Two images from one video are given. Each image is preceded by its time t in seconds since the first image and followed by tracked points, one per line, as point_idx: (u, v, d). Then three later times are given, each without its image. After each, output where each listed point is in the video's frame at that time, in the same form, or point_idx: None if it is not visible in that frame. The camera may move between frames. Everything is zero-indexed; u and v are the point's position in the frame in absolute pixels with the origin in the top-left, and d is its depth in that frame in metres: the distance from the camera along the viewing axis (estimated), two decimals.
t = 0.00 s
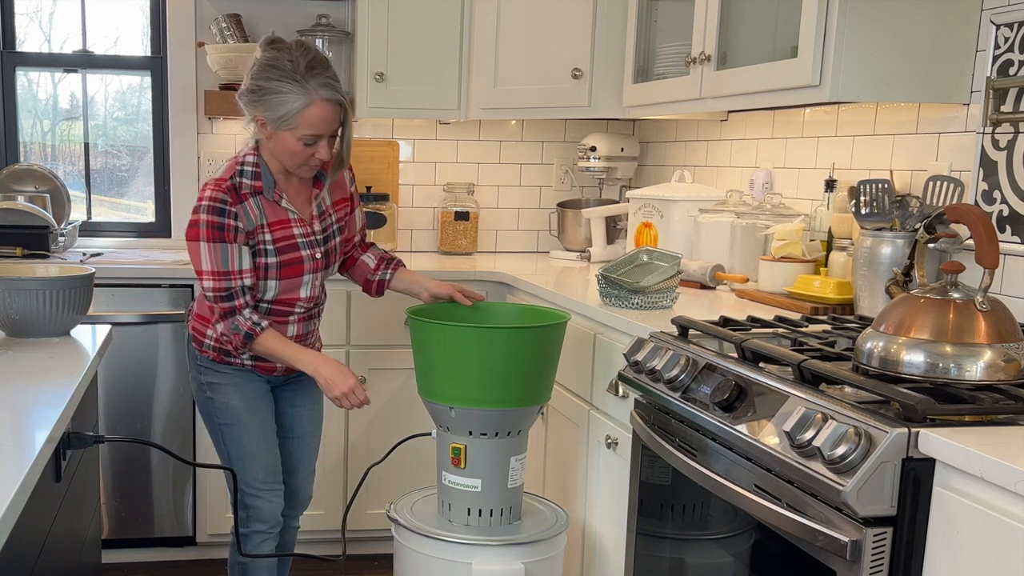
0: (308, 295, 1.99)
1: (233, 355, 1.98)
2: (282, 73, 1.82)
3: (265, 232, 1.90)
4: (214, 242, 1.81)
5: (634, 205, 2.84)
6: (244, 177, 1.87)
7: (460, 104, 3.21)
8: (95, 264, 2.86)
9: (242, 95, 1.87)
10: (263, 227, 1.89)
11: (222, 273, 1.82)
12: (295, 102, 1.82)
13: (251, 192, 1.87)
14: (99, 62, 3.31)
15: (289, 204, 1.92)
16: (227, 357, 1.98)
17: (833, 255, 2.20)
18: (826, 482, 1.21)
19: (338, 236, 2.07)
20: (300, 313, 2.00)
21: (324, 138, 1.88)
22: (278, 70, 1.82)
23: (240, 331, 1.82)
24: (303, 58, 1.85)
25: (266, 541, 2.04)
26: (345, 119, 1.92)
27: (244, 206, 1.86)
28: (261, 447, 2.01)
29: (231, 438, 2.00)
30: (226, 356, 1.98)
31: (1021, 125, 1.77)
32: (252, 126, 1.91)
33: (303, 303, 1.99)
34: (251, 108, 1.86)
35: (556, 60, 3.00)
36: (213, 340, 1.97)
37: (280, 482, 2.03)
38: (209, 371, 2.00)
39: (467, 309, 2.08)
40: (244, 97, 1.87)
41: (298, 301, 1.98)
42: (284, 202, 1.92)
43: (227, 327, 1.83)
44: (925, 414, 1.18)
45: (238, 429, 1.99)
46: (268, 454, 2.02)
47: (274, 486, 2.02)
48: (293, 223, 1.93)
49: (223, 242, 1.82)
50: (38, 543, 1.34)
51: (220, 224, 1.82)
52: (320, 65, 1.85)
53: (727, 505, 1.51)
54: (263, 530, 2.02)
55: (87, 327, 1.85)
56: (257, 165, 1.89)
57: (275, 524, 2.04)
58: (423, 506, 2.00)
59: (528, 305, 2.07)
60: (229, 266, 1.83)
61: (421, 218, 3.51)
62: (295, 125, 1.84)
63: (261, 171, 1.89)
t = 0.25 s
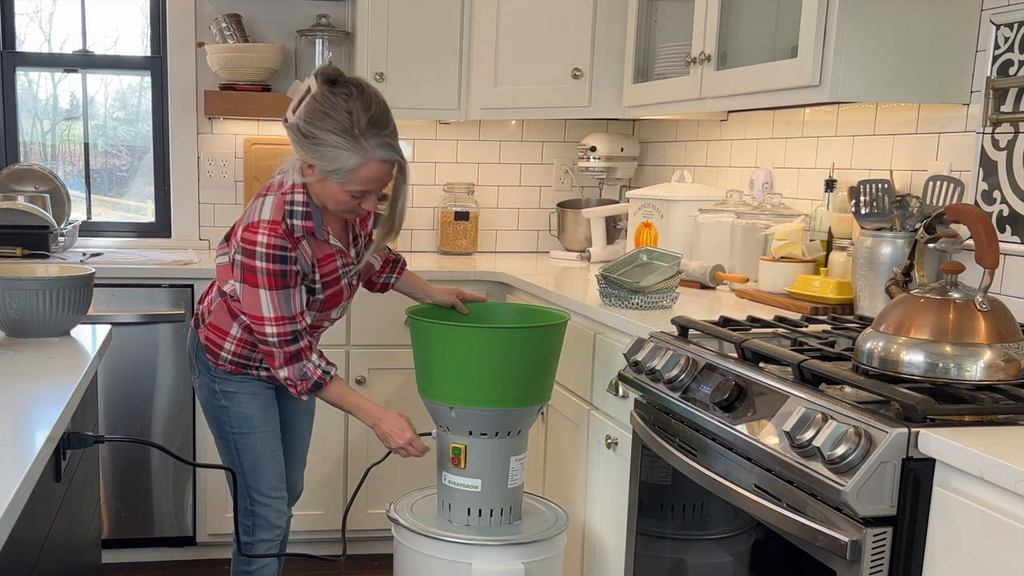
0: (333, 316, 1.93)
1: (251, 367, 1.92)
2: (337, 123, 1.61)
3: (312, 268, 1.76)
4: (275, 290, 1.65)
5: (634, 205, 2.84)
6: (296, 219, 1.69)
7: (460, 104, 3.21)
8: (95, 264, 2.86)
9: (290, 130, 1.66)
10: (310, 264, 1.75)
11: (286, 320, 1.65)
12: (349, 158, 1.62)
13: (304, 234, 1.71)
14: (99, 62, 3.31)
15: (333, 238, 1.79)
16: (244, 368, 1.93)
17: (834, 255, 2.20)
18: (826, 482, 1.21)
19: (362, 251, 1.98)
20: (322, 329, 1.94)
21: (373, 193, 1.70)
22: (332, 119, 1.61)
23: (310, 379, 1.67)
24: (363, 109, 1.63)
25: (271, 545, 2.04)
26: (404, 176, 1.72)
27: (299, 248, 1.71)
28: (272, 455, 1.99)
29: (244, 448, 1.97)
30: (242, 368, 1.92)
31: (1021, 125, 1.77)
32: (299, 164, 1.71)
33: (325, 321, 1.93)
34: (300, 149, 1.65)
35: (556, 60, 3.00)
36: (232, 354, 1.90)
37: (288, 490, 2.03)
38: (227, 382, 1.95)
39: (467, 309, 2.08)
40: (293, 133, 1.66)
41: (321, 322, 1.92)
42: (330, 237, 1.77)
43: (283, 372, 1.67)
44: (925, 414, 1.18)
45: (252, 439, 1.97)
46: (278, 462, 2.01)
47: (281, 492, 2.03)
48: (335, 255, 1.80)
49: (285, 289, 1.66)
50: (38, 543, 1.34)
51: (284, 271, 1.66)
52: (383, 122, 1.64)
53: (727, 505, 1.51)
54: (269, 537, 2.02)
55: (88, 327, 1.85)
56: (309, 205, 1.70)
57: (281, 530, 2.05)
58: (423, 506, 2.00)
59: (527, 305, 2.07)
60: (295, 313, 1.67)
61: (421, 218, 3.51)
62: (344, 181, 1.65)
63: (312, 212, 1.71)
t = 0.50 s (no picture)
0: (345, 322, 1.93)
1: (261, 372, 1.92)
2: (374, 152, 1.62)
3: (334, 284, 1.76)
4: (304, 311, 1.65)
5: (634, 205, 2.84)
6: (324, 241, 1.68)
7: (460, 104, 3.21)
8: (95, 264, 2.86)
9: (322, 148, 1.66)
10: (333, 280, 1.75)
11: (312, 341, 1.66)
12: (384, 190, 1.63)
13: (330, 255, 1.70)
14: (99, 62, 3.31)
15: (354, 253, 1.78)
16: (254, 374, 1.92)
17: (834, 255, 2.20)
18: (826, 482, 1.21)
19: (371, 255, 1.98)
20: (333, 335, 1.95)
21: (400, 221, 1.72)
22: (370, 147, 1.61)
23: (332, 395, 1.70)
24: (402, 141, 1.64)
25: (272, 548, 2.06)
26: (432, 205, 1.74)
27: (325, 269, 1.71)
28: (278, 458, 2.01)
29: (253, 453, 1.98)
30: (253, 373, 1.92)
31: (1020, 125, 1.77)
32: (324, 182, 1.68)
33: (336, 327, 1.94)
34: (330, 170, 1.65)
35: (556, 59, 3.00)
36: (243, 362, 1.89)
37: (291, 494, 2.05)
38: (237, 388, 1.94)
39: (466, 309, 2.07)
40: (325, 152, 1.65)
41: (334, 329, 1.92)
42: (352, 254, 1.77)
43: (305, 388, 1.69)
44: (925, 414, 1.18)
45: (262, 444, 1.98)
46: (282, 467, 2.03)
47: (285, 496, 2.04)
48: (354, 268, 1.81)
49: (312, 310, 1.66)
50: (38, 542, 1.34)
51: (312, 293, 1.66)
52: (420, 156, 1.65)
53: (727, 505, 1.51)
54: (272, 540, 2.04)
55: (88, 327, 1.85)
56: (336, 226, 1.69)
57: (282, 534, 2.07)
58: (423, 506, 2.00)
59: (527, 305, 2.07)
60: (319, 332, 1.68)
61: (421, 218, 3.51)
62: (376, 210, 1.66)
63: (339, 234, 1.70)
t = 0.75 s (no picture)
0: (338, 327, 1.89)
1: (251, 380, 1.88)
2: (371, 160, 1.57)
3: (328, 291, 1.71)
4: (295, 319, 1.61)
5: (627, 209, 2.80)
6: (318, 247, 1.63)
7: (450, 107, 3.17)
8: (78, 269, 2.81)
9: (317, 154, 1.61)
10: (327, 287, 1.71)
11: (303, 349, 1.63)
12: (381, 198, 1.58)
13: (324, 262, 1.65)
14: (82, 64, 3.26)
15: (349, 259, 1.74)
16: (244, 381, 1.88)
17: (830, 259, 2.17)
18: (822, 491, 1.17)
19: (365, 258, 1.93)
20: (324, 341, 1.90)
21: (395, 231, 1.67)
22: (367, 154, 1.57)
23: (322, 402, 1.67)
24: (401, 148, 1.59)
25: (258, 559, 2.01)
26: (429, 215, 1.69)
27: (320, 276, 1.66)
28: (266, 467, 1.96)
29: (241, 462, 1.93)
30: (242, 381, 1.88)
31: (1021, 127, 1.75)
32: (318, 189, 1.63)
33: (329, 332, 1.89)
34: (325, 177, 1.60)
35: (547, 61, 2.97)
36: (233, 369, 1.84)
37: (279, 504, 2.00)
38: (225, 395, 1.89)
39: (457, 315, 2.03)
40: (320, 158, 1.61)
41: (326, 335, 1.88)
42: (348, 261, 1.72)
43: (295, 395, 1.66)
44: (924, 422, 1.14)
45: (251, 453, 1.93)
46: (270, 477, 1.98)
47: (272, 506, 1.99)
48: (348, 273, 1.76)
49: (304, 318, 1.62)
50: (20, 555, 1.29)
51: (305, 301, 1.61)
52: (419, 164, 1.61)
53: (722, 514, 1.47)
54: (258, 552, 1.99)
55: (69, 333, 1.80)
56: (330, 233, 1.64)
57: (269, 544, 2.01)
58: (412, 516, 1.96)
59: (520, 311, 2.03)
60: (310, 340, 1.64)
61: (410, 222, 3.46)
62: (373, 219, 1.61)
63: (333, 241, 1.65)
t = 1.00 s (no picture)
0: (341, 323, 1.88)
1: (254, 380, 1.88)
2: (373, 151, 1.58)
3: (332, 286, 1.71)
4: (300, 313, 1.60)
5: (627, 209, 2.80)
6: (321, 241, 1.63)
7: (450, 106, 3.17)
8: (78, 269, 2.81)
9: (318, 147, 1.61)
10: (330, 283, 1.70)
11: (308, 344, 1.62)
12: (383, 189, 1.59)
13: (327, 256, 1.65)
14: (82, 64, 3.26)
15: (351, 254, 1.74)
16: (247, 381, 1.88)
17: (829, 260, 2.17)
18: (822, 491, 1.17)
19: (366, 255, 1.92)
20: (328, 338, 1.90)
21: (397, 222, 1.67)
22: (368, 145, 1.57)
23: (328, 399, 1.66)
24: (401, 140, 1.60)
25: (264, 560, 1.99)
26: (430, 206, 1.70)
27: (323, 270, 1.66)
28: (271, 466, 1.95)
29: (245, 461, 1.92)
30: (246, 381, 1.87)
31: (1021, 127, 1.75)
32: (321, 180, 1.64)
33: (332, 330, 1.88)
34: (326, 169, 1.60)
35: (547, 61, 2.97)
36: (237, 369, 1.84)
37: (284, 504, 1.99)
38: (229, 394, 1.89)
39: (456, 315, 2.03)
40: (321, 151, 1.61)
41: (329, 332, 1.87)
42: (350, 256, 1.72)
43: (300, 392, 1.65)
44: (924, 422, 1.14)
45: (255, 451, 1.92)
46: (275, 476, 1.97)
47: (278, 506, 1.98)
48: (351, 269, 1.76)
49: (309, 312, 1.62)
50: (19, 556, 1.29)
51: (310, 296, 1.61)
52: (419, 154, 1.61)
53: (722, 514, 1.47)
54: (263, 552, 1.97)
55: (69, 333, 1.80)
56: (333, 227, 1.64)
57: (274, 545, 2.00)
58: (412, 516, 1.96)
59: (520, 311, 2.03)
60: (315, 335, 1.63)
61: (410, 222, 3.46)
62: (375, 210, 1.62)
63: (336, 235, 1.65)
